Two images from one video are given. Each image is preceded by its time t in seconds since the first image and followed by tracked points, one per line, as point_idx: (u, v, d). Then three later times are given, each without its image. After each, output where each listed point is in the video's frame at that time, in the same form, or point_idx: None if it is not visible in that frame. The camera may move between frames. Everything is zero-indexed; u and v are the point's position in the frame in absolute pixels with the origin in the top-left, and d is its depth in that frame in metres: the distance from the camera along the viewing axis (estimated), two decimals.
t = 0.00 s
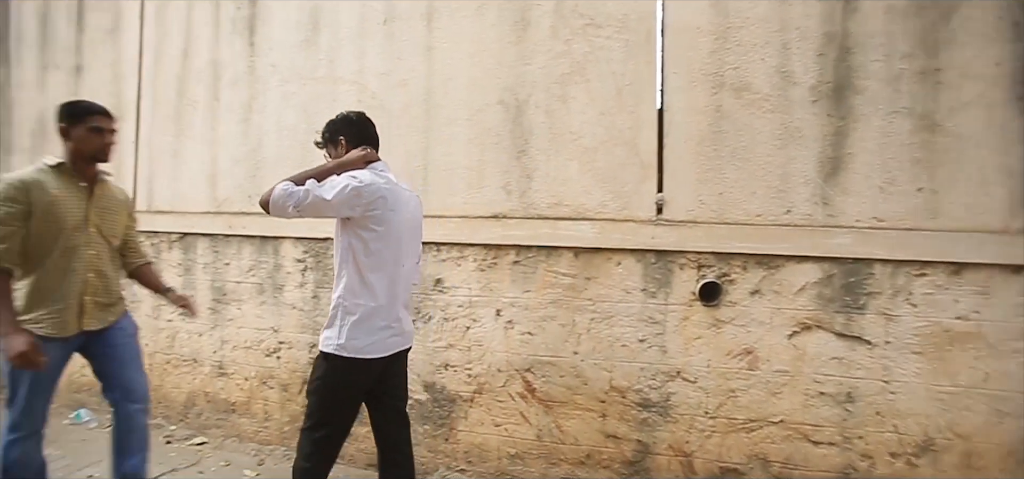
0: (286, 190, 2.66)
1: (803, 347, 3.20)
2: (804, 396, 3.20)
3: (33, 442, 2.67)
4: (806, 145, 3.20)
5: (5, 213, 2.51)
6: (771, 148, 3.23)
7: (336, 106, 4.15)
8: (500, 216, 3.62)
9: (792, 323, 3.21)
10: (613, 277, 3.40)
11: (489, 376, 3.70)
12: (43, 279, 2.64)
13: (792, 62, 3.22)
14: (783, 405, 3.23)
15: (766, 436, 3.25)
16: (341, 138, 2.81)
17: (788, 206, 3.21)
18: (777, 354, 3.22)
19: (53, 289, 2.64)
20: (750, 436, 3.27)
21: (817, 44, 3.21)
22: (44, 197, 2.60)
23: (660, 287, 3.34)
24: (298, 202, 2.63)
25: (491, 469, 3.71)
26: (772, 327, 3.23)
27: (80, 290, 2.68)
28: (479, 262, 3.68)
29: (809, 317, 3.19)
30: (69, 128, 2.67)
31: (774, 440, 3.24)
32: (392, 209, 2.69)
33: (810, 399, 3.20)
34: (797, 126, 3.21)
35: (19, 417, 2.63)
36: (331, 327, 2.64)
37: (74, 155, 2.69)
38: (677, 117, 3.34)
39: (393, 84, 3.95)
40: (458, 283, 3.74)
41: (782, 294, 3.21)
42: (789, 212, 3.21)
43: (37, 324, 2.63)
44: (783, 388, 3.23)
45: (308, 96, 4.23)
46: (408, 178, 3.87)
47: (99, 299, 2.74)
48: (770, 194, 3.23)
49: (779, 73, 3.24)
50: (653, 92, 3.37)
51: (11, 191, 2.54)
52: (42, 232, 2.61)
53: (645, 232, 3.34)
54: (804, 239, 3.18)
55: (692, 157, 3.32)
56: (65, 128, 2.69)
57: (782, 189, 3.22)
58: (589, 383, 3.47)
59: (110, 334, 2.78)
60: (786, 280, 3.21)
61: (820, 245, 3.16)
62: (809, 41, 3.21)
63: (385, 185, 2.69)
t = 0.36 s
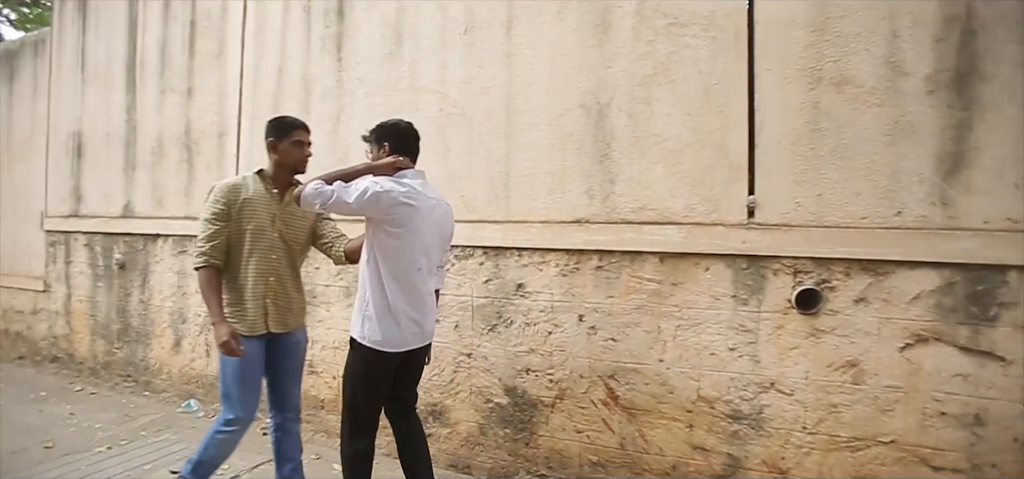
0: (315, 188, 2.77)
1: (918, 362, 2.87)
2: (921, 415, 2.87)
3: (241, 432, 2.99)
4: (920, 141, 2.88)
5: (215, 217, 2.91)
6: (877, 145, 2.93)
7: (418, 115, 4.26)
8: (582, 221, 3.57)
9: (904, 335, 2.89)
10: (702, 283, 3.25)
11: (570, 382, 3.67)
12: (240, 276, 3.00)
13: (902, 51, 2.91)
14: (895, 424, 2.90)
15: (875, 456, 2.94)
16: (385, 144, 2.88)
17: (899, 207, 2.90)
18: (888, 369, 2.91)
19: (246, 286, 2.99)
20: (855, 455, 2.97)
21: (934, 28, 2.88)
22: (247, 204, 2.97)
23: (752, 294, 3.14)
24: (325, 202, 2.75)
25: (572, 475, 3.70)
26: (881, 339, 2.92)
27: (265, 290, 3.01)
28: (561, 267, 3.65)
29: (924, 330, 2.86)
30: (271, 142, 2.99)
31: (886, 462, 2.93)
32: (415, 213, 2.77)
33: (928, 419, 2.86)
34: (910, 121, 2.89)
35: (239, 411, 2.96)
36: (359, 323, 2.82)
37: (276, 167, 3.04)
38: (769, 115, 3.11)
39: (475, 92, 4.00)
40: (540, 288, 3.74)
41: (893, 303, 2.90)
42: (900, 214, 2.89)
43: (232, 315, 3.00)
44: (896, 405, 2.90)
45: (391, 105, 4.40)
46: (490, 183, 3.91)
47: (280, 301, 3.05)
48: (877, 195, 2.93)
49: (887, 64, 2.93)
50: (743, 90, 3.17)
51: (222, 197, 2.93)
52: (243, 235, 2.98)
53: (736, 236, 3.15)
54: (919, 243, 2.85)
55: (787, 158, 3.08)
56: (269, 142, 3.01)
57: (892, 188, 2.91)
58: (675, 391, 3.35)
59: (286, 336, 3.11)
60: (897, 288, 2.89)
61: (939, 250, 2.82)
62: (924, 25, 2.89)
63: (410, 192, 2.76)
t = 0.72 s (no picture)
0: (400, 215, 2.94)
1: (990, 366, 2.69)
2: (992, 423, 2.70)
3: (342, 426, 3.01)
4: (1000, 131, 2.68)
5: (307, 215, 2.85)
6: (949, 136, 2.75)
7: (460, 108, 4.25)
8: (628, 213, 3.50)
9: (974, 338, 2.72)
10: (752, 279, 3.14)
11: (613, 377, 3.62)
12: (326, 273, 2.99)
13: (983, 33, 2.71)
14: (962, 431, 2.74)
15: (938, 464, 2.79)
16: (448, 147, 3.14)
17: (973, 202, 2.70)
18: (956, 373, 2.74)
19: (334, 283, 2.99)
20: (916, 462, 2.83)
21: (1017, 9, 2.66)
22: (336, 200, 2.95)
23: (806, 291, 3.01)
24: (413, 222, 2.94)
25: (613, 471, 3.66)
26: (948, 341, 2.75)
27: (352, 287, 3.04)
28: (605, 260, 3.59)
29: (998, 332, 2.68)
30: (351, 128, 3.09)
31: (950, 470, 2.77)
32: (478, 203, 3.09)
33: (999, 427, 2.69)
34: (989, 109, 2.70)
35: (338, 404, 2.97)
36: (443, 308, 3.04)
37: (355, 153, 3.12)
38: (829, 104, 2.96)
39: (518, 83, 3.96)
40: (583, 281, 3.69)
41: (963, 303, 2.73)
42: (974, 209, 2.70)
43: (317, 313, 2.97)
44: (964, 412, 2.74)
45: (434, 97, 4.41)
46: (534, 175, 3.87)
47: (366, 296, 3.10)
48: (948, 188, 2.74)
49: (964, 48, 2.73)
50: (801, 79, 3.02)
51: (310, 194, 2.88)
52: (330, 231, 2.97)
53: (790, 231, 3.02)
54: (993, 240, 2.66)
55: (847, 150, 2.93)
56: (345, 129, 3.11)
57: (965, 182, 2.72)
58: (722, 389, 3.26)
59: (370, 330, 3.17)
60: (967, 287, 2.72)
61: (1016, 248, 2.63)
62: (1006, 6, 2.67)
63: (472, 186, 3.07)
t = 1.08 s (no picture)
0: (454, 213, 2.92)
1: None
2: None
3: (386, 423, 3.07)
4: None
5: (362, 194, 2.81)
6: (998, 120, 2.63)
7: (483, 89, 4.20)
8: (654, 198, 3.44)
9: (1017, 331, 2.63)
10: (782, 267, 3.07)
11: (635, 364, 3.59)
12: (378, 253, 2.97)
13: None
14: (1000, 426, 2.67)
15: (973, 459, 2.73)
16: (500, 130, 3.18)
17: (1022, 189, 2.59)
18: (996, 366, 2.66)
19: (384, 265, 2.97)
20: (949, 456, 2.77)
21: None
22: (388, 177, 2.93)
23: (838, 279, 2.94)
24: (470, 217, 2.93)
25: (634, 458, 3.65)
26: (989, 333, 2.67)
27: (403, 265, 3.04)
28: (629, 246, 3.54)
29: None
30: (410, 108, 3.11)
31: (986, 465, 2.71)
32: (517, 188, 3.16)
33: None
34: None
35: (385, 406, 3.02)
36: (481, 290, 3.06)
37: (407, 133, 3.17)
38: (869, 86, 2.85)
39: (543, 64, 3.88)
40: (607, 267, 3.64)
41: (1006, 295, 2.64)
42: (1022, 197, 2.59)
43: (370, 297, 2.95)
44: (1002, 406, 2.66)
45: (456, 78, 4.37)
46: (557, 159, 3.81)
47: (415, 275, 3.10)
48: (995, 175, 2.63)
49: (1019, 27, 2.59)
50: (840, 60, 2.91)
51: (364, 172, 2.84)
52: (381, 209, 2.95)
53: (823, 218, 2.94)
54: None
55: (887, 134, 2.83)
56: (403, 107, 3.12)
57: (1014, 168, 2.61)
58: (747, 378, 3.21)
59: (421, 317, 3.18)
60: (1011, 278, 2.63)
61: None
62: None
63: (515, 172, 3.13)
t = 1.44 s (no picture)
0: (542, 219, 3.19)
1: None
2: None
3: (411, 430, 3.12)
4: None
5: (409, 188, 2.87)
6: None
7: (498, 83, 4.20)
8: (675, 194, 3.38)
9: None
10: (809, 264, 3.00)
11: (656, 362, 3.53)
12: (419, 248, 3.04)
13: None
14: None
15: (1011, 461, 2.66)
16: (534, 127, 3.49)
17: None
18: None
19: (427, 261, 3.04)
20: (985, 458, 2.70)
21: None
22: (429, 169, 3.00)
23: (867, 277, 2.87)
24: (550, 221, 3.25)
25: (655, 458, 3.59)
26: None
27: (442, 258, 3.12)
28: (649, 243, 3.48)
29: None
30: (447, 102, 3.21)
31: None
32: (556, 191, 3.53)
33: None
34: None
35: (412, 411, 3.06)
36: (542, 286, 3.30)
37: (443, 127, 3.27)
38: (902, 77, 2.77)
39: (560, 56, 3.85)
40: (627, 264, 3.58)
41: None
42: None
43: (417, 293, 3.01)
44: None
45: (471, 71, 4.36)
46: (575, 154, 3.76)
47: (452, 268, 3.19)
48: None
49: None
50: (872, 50, 2.83)
51: (409, 165, 2.89)
52: (422, 202, 3.02)
53: (853, 213, 2.86)
54: None
55: (920, 126, 2.75)
56: (440, 102, 3.21)
57: None
58: (772, 378, 3.14)
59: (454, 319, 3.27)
60: None
61: None
62: None
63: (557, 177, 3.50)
